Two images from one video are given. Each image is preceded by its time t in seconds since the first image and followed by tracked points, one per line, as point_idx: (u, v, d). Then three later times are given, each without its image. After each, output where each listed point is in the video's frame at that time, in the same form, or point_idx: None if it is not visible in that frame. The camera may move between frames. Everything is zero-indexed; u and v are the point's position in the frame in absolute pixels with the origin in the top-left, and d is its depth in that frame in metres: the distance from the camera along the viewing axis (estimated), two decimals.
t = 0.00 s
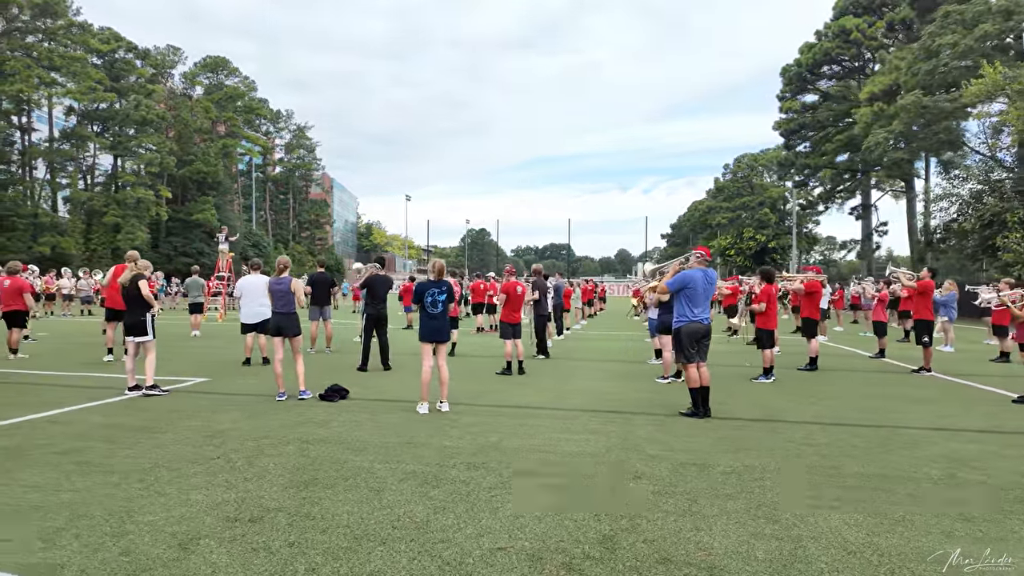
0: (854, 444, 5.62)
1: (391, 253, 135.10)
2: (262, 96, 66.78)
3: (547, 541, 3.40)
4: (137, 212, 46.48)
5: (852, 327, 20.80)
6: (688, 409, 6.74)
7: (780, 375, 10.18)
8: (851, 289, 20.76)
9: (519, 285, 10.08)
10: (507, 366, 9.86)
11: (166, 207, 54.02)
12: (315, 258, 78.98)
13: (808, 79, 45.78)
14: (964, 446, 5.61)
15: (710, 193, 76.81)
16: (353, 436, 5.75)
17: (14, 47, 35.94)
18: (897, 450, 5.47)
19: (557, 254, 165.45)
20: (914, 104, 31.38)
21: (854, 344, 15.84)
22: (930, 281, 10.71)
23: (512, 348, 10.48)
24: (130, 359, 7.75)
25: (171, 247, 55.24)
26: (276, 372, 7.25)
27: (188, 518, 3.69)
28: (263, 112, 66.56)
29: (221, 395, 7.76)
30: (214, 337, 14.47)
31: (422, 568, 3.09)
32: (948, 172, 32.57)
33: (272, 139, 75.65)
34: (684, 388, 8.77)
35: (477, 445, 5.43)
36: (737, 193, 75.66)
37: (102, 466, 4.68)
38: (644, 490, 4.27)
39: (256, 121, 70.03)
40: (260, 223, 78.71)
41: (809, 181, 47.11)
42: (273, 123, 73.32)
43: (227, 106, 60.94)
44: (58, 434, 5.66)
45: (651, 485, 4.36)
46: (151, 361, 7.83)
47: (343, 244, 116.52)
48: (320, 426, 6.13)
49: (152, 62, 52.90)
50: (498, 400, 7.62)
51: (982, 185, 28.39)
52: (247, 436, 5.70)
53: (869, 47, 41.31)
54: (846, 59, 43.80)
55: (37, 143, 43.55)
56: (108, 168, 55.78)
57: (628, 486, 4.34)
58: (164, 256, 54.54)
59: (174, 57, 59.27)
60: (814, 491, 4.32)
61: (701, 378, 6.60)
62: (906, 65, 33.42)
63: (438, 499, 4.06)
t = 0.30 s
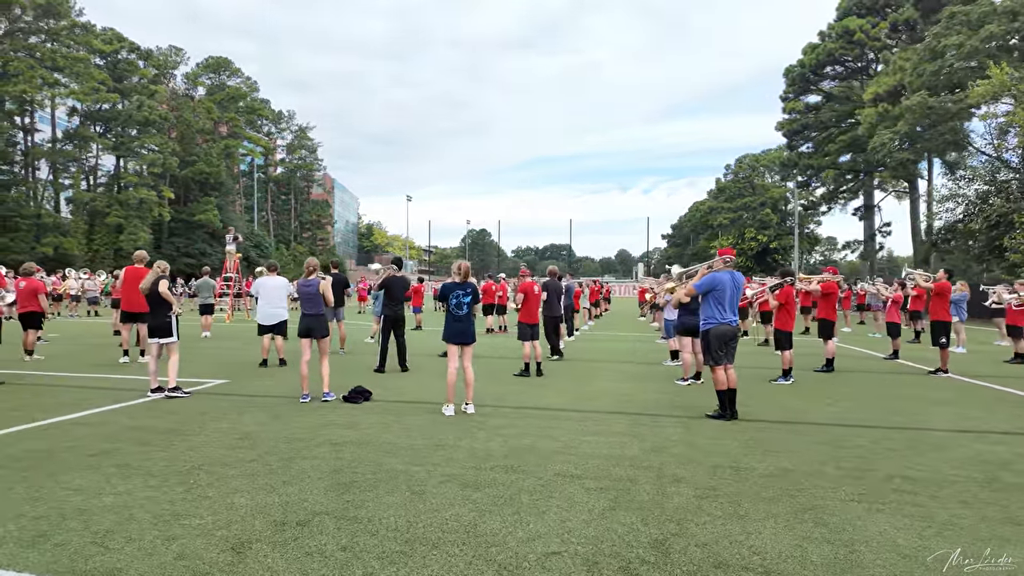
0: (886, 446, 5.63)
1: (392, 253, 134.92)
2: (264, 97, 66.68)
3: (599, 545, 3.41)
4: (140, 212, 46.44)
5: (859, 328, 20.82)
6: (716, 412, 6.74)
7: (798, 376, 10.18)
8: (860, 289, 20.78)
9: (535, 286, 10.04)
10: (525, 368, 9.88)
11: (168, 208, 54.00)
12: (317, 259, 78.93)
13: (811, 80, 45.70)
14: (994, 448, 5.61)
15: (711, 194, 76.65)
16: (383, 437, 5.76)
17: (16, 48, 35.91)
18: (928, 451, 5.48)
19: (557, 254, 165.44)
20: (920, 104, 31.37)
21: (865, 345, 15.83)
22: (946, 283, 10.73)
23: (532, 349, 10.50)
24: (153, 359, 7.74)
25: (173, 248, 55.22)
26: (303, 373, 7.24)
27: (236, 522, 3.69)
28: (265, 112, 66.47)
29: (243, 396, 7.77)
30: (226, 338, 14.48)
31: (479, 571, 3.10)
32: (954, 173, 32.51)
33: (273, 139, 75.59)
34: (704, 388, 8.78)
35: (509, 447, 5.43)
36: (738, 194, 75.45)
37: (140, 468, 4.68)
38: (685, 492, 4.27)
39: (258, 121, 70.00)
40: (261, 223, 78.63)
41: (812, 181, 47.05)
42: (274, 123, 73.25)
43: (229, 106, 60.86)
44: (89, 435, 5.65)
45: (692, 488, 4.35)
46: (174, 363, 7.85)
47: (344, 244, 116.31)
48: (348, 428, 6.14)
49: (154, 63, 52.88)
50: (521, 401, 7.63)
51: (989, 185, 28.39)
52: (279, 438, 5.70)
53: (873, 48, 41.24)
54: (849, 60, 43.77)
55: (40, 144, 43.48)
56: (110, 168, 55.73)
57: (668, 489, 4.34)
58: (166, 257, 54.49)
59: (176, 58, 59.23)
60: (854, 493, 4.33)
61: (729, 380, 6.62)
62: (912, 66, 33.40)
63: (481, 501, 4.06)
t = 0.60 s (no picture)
0: (920, 446, 5.57)
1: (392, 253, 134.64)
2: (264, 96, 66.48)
3: (653, 547, 3.35)
4: (143, 212, 46.36)
5: (868, 326, 20.74)
6: (742, 412, 6.69)
7: (817, 376, 10.11)
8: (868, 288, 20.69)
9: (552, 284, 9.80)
10: (543, 368, 9.81)
11: (170, 207, 53.87)
12: (317, 258, 78.76)
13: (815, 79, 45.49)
14: None
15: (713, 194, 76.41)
16: (413, 438, 5.71)
17: (19, 47, 35.75)
18: (964, 451, 5.42)
19: (557, 254, 165.15)
20: (926, 103, 31.26)
21: (878, 344, 15.74)
22: (964, 282, 10.67)
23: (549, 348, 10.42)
24: (173, 359, 7.67)
25: (175, 247, 55.09)
26: (326, 372, 7.21)
27: (278, 524, 3.63)
28: (266, 112, 66.29)
29: (265, 396, 7.71)
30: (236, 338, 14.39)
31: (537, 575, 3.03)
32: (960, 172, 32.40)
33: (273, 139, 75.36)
34: (725, 388, 8.72)
35: (542, 447, 5.38)
36: (739, 193, 75.21)
37: (173, 469, 4.63)
38: (730, 493, 4.22)
39: (258, 121, 69.79)
40: (262, 223, 78.42)
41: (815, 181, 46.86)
42: (275, 123, 73.04)
43: (231, 106, 60.69)
44: (115, 435, 5.60)
45: (735, 490, 4.30)
46: (194, 362, 7.79)
47: (344, 244, 116.01)
48: (376, 428, 6.08)
49: (156, 62, 52.72)
50: (545, 400, 7.57)
51: (997, 185, 28.28)
52: (308, 438, 5.64)
53: (877, 47, 41.06)
54: (852, 59, 43.61)
55: (42, 143, 43.31)
56: (112, 168, 55.59)
57: (711, 490, 4.29)
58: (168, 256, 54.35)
59: (177, 58, 59.07)
60: (900, 494, 4.27)
61: (757, 379, 6.56)
62: (919, 64, 33.25)
63: (524, 502, 4.00)
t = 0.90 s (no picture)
0: (957, 447, 5.47)
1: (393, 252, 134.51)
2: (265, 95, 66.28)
3: (710, 553, 3.26)
4: (145, 211, 46.26)
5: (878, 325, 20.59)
6: (772, 412, 6.60)
7: (837, 375, 10.01)
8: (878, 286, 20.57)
9: (570, 283, 9.58)
10: (561, 368, 9.72)
11: (172, 207, 53.77)
12: (318, 257, 78.66)
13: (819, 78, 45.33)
14: None
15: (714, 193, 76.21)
16: (441, 438, 5.60)
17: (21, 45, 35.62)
18: (1005, 453, 5.30)
19: (557, 253, 165.06)
20: (933, 101, 31.11)
21: (892, 343, 15.64)
22: (984, 281, 10.63)
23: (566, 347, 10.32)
24: (190, 358, 7.53)
25: (177, 246, 54.98)
26: (348, 371, 7.14)
27: (321, 528, 3.54)
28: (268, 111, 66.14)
29: (282, 396, 7.59)
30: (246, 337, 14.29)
31: None
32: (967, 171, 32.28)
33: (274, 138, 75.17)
34: (748, 387, 8.62)
35: (574, 448, 5.27)
36: (741, 192, 75.04)
37: (203, 472, 4.53)
38: (777, 497, 4.11)
39: (259, 120, 69.60)
40: (263, 222, 78.31)
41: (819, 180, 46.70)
42: (276, 122, 72.89)
43: (233, 105, 60.55)
44: (138, 436, 5.51)
45: (781, 493, 4.20)
46: (211, 361, 7.67)
47: (344, 243, 115.82)
48: (403, 429, 5.98)
49: (157, 60, 52.53)
50: (568, 400, 7.47)
51: (1004, 184, 28.19)
52: (335, 439, 5.53)
53: (881, 46, 40.90)
54: (856, 58, 43.42)
55: (44, 142, 43.14)
56: (113, 166, 55.45)
57: (758, 493, 4.18)
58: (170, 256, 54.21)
59: (179, 56, 58.96)
60: (950, 497, 4.15)
61: (787, 380, 6.47)
62: (925, 62, 33.06)
63: (568, 506, 3.90)
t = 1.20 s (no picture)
0: (997, 449, 5.38)
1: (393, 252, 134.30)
2: (267, 95, 66.14)
3: (770, 559, 3.18)
4: (147, 211, 46.16)
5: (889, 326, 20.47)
6: (802, 413, 6.53)
7: (858, 376, 9.92)
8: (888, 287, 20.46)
9: (589, 283, 9.40)
10: (580, 368, 9.65)
11: (173, 206, 53.65)
12: (320, 257, 78.49)
13: (823, 78, 45.20)
14: None
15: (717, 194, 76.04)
16: (473, 441, 5.52)
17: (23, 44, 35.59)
18: None
19: (556, 253, 164.99)
20: (940, 101, 30.94)
21: (906, 343, 15.55)
22: (1006, 281, 10.54)
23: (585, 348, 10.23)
24: (210, 359, 7.43)
25: (178, 247, 54.85)
26: (370, 372, 7.09)
27: (368, 533, 3.47)
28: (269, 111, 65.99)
29: (303, 397, 7.51)
30: (257, 338, 14.20)
31: None
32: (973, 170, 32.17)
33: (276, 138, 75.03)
34: (772, 388, 8.54)
35: (609, 451, 5.19)
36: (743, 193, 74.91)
37: (239, 475, 4.46)
38: (825, 500, 4.04)
39: (261, 119, 69.48)
40: (265, 222, 78.16)
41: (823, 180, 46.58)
42: (278, 122, 72.78)
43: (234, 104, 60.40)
44: (166, 439, 5.42)
45: (828, 496, 4.12)
46: (231, 362, 7.58)
47: (345, 243, 115.65)
48: (432, 430, 5.90)
49: (160, 60, 52.42)
50: (593, 401, 7.38)
51: (1012, 183, 28.09)
52: (366, 441, 5.44)
53: (886, 45, 40.77)
54: (860, 58, 43.27)
55: (46, 142, 42.97)
56: (115, 167, 55.30)
57: (804, 496, 4.11)
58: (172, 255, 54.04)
59: (180, 56, 58.82)
60: (1000, 502, 4.07)
61: (818, 381, 6.40)
62: (932, 62, 32.92)
63: (615, 510, 3.83)
